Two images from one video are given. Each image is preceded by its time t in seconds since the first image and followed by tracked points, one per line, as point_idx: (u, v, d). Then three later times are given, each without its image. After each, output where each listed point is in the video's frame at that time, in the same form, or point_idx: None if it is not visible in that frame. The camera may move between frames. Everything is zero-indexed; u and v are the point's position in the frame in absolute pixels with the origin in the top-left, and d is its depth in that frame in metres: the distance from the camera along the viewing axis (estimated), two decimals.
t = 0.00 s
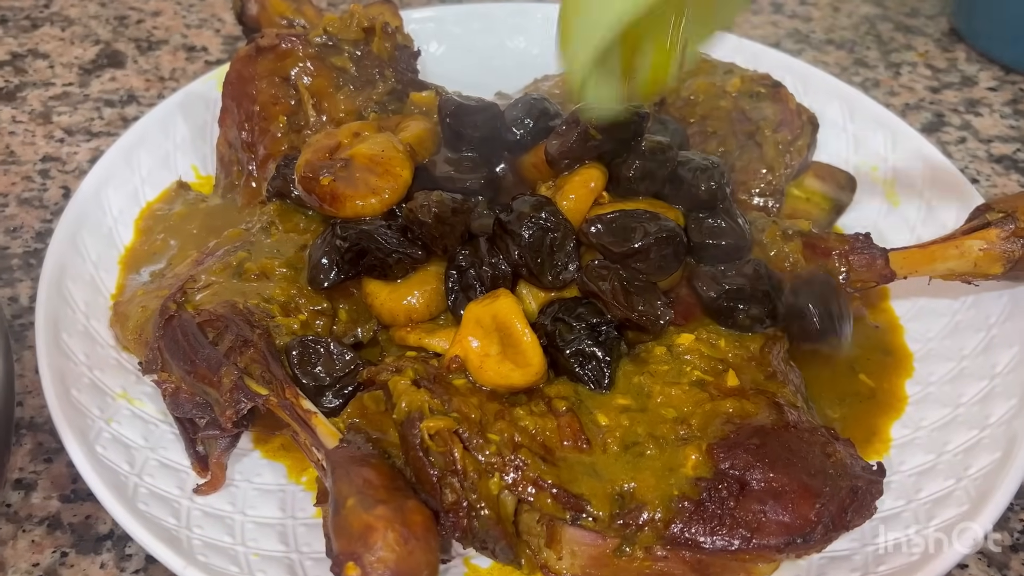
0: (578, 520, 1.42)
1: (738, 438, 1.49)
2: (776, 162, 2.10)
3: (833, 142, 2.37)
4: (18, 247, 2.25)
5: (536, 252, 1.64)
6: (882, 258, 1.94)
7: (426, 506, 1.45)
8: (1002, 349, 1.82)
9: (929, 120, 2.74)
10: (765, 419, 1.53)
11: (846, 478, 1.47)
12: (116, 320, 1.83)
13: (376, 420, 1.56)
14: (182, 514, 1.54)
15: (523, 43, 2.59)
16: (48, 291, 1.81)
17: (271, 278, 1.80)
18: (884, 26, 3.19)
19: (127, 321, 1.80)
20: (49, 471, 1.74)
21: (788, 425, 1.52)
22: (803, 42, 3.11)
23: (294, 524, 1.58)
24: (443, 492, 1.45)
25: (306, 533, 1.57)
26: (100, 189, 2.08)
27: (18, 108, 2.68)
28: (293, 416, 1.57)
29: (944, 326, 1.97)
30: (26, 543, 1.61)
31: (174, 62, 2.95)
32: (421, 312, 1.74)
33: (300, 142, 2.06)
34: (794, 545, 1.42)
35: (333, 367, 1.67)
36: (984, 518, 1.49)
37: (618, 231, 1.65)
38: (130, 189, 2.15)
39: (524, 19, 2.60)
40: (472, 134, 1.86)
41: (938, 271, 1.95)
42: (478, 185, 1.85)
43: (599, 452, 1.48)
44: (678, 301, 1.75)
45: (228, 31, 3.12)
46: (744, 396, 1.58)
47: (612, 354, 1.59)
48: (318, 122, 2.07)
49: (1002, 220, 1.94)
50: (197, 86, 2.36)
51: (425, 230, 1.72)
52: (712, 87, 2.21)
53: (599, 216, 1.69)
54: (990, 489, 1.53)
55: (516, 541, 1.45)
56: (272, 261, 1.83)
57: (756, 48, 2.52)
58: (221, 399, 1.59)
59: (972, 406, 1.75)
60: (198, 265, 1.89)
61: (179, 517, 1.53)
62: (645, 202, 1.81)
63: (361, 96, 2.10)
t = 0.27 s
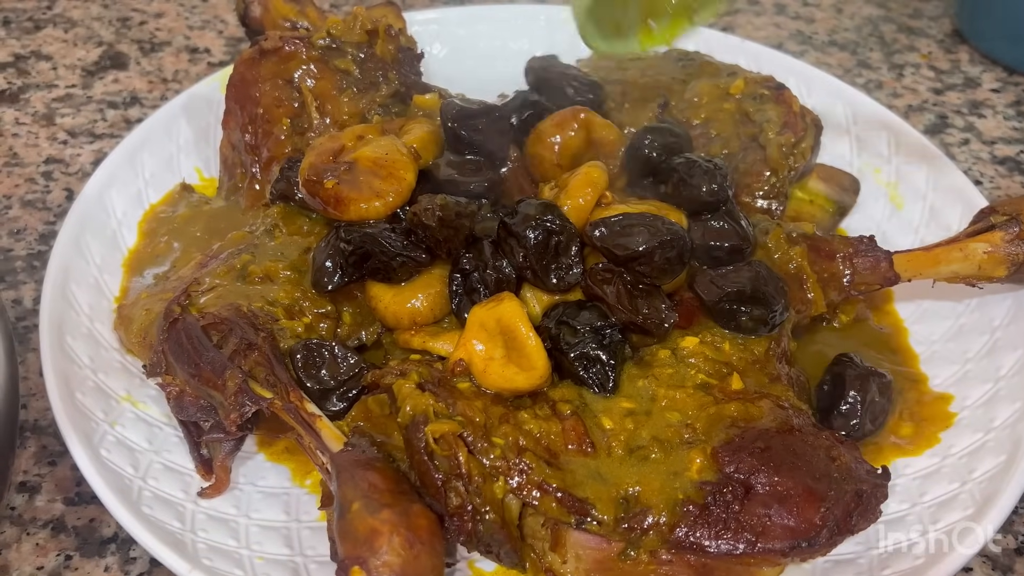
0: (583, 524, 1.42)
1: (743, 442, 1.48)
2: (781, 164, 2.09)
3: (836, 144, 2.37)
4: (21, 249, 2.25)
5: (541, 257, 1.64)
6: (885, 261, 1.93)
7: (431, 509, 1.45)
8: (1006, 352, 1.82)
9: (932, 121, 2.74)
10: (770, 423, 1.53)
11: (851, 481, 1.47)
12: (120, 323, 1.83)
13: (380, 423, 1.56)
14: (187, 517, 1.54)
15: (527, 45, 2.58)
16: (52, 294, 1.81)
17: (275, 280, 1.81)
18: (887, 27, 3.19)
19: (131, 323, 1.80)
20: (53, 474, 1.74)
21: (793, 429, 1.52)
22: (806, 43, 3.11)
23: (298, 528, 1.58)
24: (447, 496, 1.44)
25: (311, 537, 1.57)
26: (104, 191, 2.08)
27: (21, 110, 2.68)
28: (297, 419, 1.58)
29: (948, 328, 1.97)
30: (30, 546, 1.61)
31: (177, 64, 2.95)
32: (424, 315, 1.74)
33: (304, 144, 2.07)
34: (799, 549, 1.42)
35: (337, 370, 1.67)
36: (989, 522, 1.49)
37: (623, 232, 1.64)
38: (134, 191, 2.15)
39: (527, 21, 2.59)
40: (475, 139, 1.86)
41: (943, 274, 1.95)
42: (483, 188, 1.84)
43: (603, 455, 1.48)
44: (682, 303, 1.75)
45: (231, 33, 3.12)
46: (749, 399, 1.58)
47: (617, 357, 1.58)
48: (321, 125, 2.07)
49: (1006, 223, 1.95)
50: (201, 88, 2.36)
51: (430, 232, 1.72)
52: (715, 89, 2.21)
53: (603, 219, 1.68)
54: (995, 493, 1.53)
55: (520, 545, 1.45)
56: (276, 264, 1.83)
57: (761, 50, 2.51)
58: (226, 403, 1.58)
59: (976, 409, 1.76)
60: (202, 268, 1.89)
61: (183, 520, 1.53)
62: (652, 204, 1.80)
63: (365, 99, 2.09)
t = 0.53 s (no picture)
0: (585, 522, 1.42)
1: (745, 440, 1.49)
2: (782, 164, 2.09)
3: (837, 143, 2.37)
4: (24, 248, 2.25)
5: (543, 256, 1.64)
6: (886, 260, 1.94)
7: (433, 507, 1.46)
8: (1007, 350, 1.82)
9: (933, 121, 2.74)
10: (771, 421, 1.53)
11: (852, 480, 1.47)
12: (123, 322, 1.83)
13: (382, 422, 1.57)
14: (189, 515, 1.54)
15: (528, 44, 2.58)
16: (55, 294, 1.82)
17: (277, 279, 1.81)
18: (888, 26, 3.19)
19: (134, 322, 1.80)
20: (56, 473, 1.74)
21: (794, 428, 1.52)
22: (807, 43, 3.11)
23: (300, 526, 1.59)
24: (450, 494, 1.45)
25: (313, 535, 1.57)
26: (106, 191, 2.08)
27: (23, 109, 2.68)
28: (300, 418, 1.58)
29: (949, 327, 1.97)
30: (33, 544, 1.61)
31: (179, 64, 2.95)
32: (426, 314, 1.75)
33: (305, 144, 2.07)
34: (800, 547, 1.42)
35: (340, 369, 1.67)
36: (990, 520, 1.49)
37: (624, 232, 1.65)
38: (136, 190, 2.16)
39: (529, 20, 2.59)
40: (475, 140, 1.86)
41: (944, 273, 1.95)
42: (483, 188, 1.84)
43: (605, 454, 1.49)
44: (682, 302, 1.75)
45: (233, 32, 3.12)
46: (751, 397, 1.58)
47: (618, 355, 1.59)
48: (323, 124, 2.08)
49: (1008, 222, 1.94)
50: (203, 88, 2.36)
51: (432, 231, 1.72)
52: (716, 89, 2.21)
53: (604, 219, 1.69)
54: (996, 491, 1.54)
55: (522, 543, 1.46)
56: (277, 263, 1.83)
57: (762, 49, 2.51)
58: (228, 401, 1.59)
59: (977, 408, 1.76)
60: (204, 267, 1.89)
61: (186, 519, 1.53)
62: (654, 203, 1.81)
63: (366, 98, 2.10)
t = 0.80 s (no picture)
0: (587, 521, 1.43)
1: (746, 440, 1.49)
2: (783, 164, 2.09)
3: (839, 143, 2.38)
4: (26, 248, 2.25)
5: (543, 257, 1.65)
6: (888, 260, 1.94)
7: (435, 507, 1.47)
8: (1009, 350, 1.82)
9: (935, 120, 2.74)
10: (773, 421, 1.53)
11: (854, 479, 1.47)
12: (125, 321, 1.84)
13: (385, 421, 1.57)
14: (192, 515, 1.55)
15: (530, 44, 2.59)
16: (57, 293, 1.82)
17: (279, 279, 1.81)
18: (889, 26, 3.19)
19: (136, 322, 1.81)
20: (59, 472, 1.75)
21: (796, 427, 1.53)
22: (808, 42, 3.11)
23: (303, 525, 1.59)
24: (452, 493, 1.46)
25: (315, 534, 1.58)
26: (109, 191, 2.09)
27: (25, 109, 2.69)
28: (302, 417, 1.59)
29: (951, 327, 1.97)
30: (36, 544, 1.61)
31: (181, 64, 2.96)
32: (428, 314, 1.75)
33: (307, 144, 2.07)
34: (802, 547, 1.42)
35: (342, 369, 1.67)
36: (992, 520, 1.49)
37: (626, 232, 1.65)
38: (139, 190, 2.16)
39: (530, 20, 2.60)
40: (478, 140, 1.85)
41: (945, 273, 1.95)
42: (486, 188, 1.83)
43: (607, 454, 1.49)
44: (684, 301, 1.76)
45: (234, 32, 3.13)
46: (752, 397, 1.58)
47: (620, 355, 1.59)
48: (325, 125, 2.08)
49: (1010, 222, 1.94)
50: (205, 88, 2.37)
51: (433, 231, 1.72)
52: (718, 89, 2.21)
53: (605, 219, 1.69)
54: (998, 491, 1.54)
55: (524, 543, 1.46)
56: (279, 263, 1.83)
57: (764, 50, 2.52)
58: (231, 401, 1.60)
59: (978, 408, 1.76)
60: (206, 267, 1.90)
61: (189, 518, 1.54)
62: (656, 203, 1.81)
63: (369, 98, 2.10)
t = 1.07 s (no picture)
0: (592, 520, 1.42)
1: (752, 439, 1.49)
2: (788, 163, 2.10)
3: (842, 142, 2.37)
4: (30, 247, 2.26)
5: (549, 256, 1.64)
6: (893, 259, 1.94)
7: (441, 506, 1.47)
8: (1014, 350, 1.82)
9: (938, 120, 2.73)
10: (778, 420, 1.54)
11: (859, 478, 1.47)
12: (130, 320, 1.84)
13: (390, 420, 1.57)
14: (197, 514, 1.55)
15: (533, 44, 2.59)
16: (62, 293, 1.82)
17: (284, 279, 1.82)
18: (892, 26, 3.18)
19: (141, 322, 1.81)
20: (64, 472, 1.75)
21: (801, 426, 1.53)
22: (811, 42, 3.11)
23: (308, 525, 1.59)
24: (457, 492, 1.47)
25: (320, 533, 1.58)
26: (113, 190, 2.09)
27: (29, 109, 2.69)
28: (307, 416, 1.59)
29: (955, 326, 1.97)
30: (41, 543, 1.61)
31: (184, 63, 2.96)
32: (432, 314, 1.75)
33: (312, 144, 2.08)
34: (807, 546, 1.42)
35: (347, 368, 1.68)
36: (997, 519, 1.49)
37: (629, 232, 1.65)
38: (143, 190, 2.16)
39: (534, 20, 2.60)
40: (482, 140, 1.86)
41: (950, 272, 1.95)
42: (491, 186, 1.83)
43: (612, 453, 1.49)
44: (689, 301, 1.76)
45: (238, 32, 3.13)
46: (757, 396, 1.58)
47: (625, 355, 1.59)
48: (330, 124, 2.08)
49: (1013, 221, 1.95)
50: (209, 88, 2.37)
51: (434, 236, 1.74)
52: (722, 88, 2.21)
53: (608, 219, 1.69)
54: (1004, 490, 1.53)
55: (529, 542, 1.46)
56: (284, 262, 1.84)
57: (767, 49, 2.51)
58: (236, 400, 1.60)
59: (983, 407, 1.76)
60: (211, 266, 1.90)
61: (194, 517, 1.54)
62: (661, 201, 1.81)
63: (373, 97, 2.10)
